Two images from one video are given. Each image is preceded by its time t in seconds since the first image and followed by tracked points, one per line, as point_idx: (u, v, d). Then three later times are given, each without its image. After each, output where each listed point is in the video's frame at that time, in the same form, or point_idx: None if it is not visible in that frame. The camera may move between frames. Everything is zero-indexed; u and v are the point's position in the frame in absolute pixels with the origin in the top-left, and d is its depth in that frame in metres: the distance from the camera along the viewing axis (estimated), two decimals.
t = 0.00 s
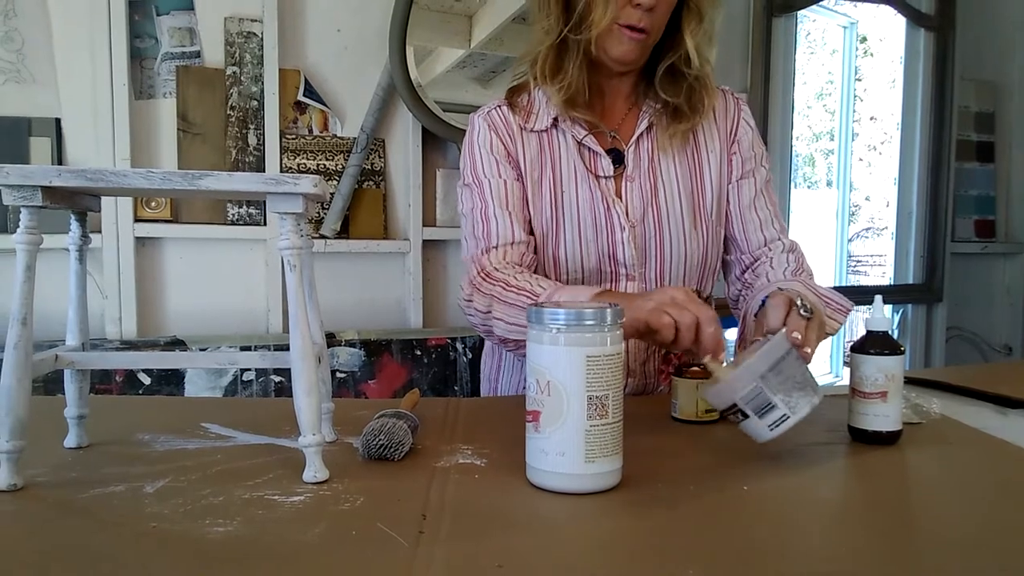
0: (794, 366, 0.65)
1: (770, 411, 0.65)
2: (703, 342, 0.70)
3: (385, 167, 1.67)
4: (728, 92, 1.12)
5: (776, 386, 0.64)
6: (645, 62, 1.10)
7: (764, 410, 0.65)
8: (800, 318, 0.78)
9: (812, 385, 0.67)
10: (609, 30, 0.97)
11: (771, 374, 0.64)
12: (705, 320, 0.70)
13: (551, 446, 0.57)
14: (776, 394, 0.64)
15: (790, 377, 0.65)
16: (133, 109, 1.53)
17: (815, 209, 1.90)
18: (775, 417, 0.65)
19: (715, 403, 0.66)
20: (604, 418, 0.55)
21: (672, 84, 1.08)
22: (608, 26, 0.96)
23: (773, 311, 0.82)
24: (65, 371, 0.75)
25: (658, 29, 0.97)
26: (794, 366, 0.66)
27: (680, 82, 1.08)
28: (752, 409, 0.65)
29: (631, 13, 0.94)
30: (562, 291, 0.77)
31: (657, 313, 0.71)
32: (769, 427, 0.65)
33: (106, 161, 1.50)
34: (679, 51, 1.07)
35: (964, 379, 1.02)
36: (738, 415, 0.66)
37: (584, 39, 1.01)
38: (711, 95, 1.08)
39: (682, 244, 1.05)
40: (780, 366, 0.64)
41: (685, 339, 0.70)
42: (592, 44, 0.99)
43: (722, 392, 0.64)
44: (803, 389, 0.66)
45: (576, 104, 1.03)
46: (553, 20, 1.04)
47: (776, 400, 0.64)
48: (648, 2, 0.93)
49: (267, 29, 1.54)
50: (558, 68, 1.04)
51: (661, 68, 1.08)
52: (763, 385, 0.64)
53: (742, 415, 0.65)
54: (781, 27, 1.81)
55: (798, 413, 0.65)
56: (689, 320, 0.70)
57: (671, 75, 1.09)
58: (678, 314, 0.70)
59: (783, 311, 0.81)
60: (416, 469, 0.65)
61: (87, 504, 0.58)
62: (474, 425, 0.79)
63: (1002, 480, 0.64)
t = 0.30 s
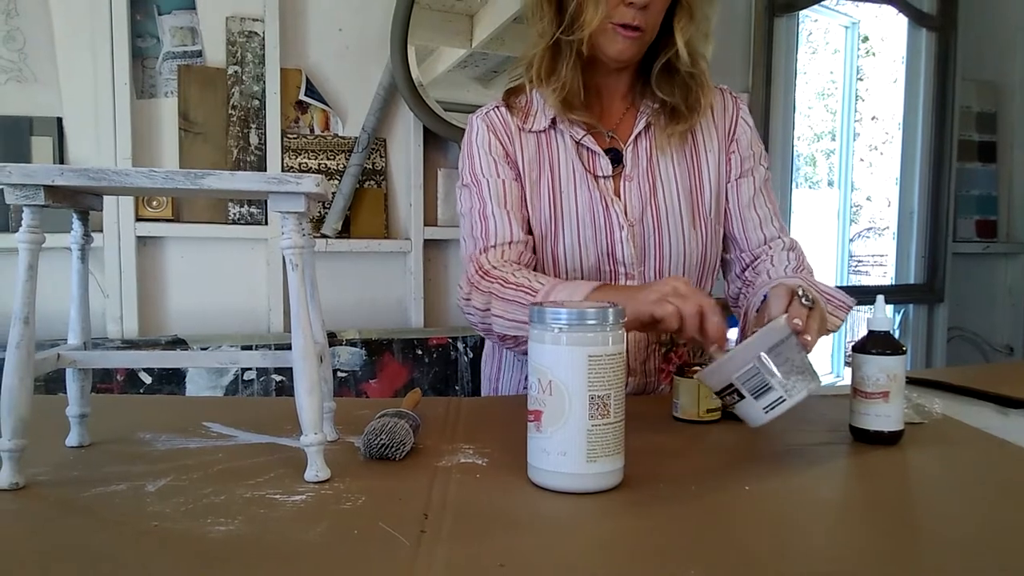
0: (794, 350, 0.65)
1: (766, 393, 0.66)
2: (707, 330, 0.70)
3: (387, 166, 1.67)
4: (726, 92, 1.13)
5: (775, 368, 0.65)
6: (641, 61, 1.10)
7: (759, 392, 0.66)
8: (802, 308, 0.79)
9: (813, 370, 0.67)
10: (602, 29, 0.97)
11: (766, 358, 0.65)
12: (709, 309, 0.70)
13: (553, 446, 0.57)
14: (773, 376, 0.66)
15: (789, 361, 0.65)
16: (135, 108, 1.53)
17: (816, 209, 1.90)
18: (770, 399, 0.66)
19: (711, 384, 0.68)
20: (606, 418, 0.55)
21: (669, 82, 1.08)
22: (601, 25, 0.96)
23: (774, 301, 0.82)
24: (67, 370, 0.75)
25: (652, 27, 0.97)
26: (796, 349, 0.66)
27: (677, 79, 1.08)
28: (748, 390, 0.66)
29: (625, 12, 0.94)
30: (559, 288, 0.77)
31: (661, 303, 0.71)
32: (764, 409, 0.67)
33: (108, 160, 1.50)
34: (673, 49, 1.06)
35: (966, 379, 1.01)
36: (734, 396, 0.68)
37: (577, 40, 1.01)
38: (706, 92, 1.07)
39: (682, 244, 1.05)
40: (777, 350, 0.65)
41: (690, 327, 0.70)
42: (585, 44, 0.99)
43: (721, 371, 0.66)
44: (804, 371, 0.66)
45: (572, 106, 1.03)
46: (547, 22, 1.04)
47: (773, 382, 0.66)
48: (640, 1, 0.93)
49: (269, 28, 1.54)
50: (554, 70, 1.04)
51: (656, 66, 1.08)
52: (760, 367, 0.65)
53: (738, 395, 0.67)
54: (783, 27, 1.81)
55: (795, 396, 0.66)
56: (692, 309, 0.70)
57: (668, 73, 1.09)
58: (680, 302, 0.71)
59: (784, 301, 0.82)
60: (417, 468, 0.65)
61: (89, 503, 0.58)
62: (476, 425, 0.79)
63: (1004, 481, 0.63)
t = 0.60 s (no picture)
0: (799, 347, 0.65)
1: (775, 388, 0.66)
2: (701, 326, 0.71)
3: (387, 166, 1.67)
4: (726, 92, 1.12)
5: (782, 363, 0.65)
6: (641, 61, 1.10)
7: (767, 388, 0.66)
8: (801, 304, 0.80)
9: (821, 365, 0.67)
10: (602, 28, 0.97)
11: (771, 354, 0.65)
12: (703, 305, 0.71)
13: (554, 446, 0.57)
14: (781, 371, 0.65)
15: (794, 357, 0.65)
16: (135, 107, 1.53)
17: (817, 208, 1.90)
18: (779, 395, 0.66)
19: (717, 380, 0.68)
20: (607, 417, 0.55)
21: (668, 81, 1.08)
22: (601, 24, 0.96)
23: (774, 296, 0.83)
24: (67, 370, 0.75)
25: (651, 26, 0.97)
26: (801, 344, 0.66)
27: (676, 78, 1.08)
28: (756, 386, 0.66)
29: (624, 11, 0.94)
30: (555, 284, 0.77)
31: (656, 299, 0.71)
32: (773, 405, 0.67)
33: (108, 160, 1.50)
34: (672, 48, 1.06)
35: (967, 379, 1.01)
36: (742, 394, 0.68)
37: (575, 39, 1.01)
38: (706, 91, 1.07)
39: (681, 243, 1.05)
40: (782, 345, 0.65)
41: (683, 322, 0.71)
42: (585, 43, 0.99)
43: (728, 367, 0.66)
44: (811, 367, 0.66)
45: (571, 105, 1.04)
46: (545, 21, 1.04)
47: (780, 378, 0.66)
48: None
49: (269, 28, 1.54)
50: (553, 69, 1.05)
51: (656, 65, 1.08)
52: (766, 362, 0.65)
53: (746, 393, 0.67)
54: (783, 26, 1.81)
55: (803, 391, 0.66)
56: (686, 304, 0.71)
57: (667, 71, 1.09)
58: (675, 297, 0.71)
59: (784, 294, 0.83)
60: (418, 468, 0.65)
61: (89, 503, 0.58)
62: (477, 424, 0.79)
63: (1006, 481, 0.63)
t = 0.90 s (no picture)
0: (800, 340, 0.67)
1: (774, 381, 0.70)
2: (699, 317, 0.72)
3: (387, 166, 1.67)
4: (724, 93, 1.13)
5: (779, 357, 0.68)
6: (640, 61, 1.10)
7: (767, 380, 0.70)
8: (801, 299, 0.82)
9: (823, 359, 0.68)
10: (602, 30, 0.97)
11: (769, 348, 0.68)
12: (701, 296, 0.72)
13: (554, 446, 0.57)
14: (778, 366, 0.68)
15: (794, 351, 0.67)
16: (136, 108, 1.53)
17: (817, 209, 1.90)
18: (778, 387, 0.70)
19: (720, 373, 0.73)
20: (607, 418, 0.55)
21: (667, 81, 1.08)
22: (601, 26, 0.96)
23: (774, 292, 0.85)
24: (68, 370, 0.74)
25: (651, 26, 0.97)
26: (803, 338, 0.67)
27: (675, 78, 1.08)
28: (755, 378, 0.71)
29: (623, 12, 0.94)
30: (555, 286, 0.77)
31: (654, 293, 0.71)
32: (772, 396, 0.71)
33: (108, 160, 1.50)
34: (672, 48, 1.06)
35: (967, 380, 1.01)
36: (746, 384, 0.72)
37: (575, 41, 1.00)
38: (705, 91, 1.07)
39: (681, 243, 1.05)
40: (780, 339, 0.67)
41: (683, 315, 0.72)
42: (585, 44, 0.99)
43: (726, 362, 0.71)
44: (811, 361, 0.67)
45: (571, 107, 1.03)
46: (545, 22, 1.04)
47: (778, 372, 0.69)
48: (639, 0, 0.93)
49: (269, 28, 1.54)
50: (553, 70, 1.04)
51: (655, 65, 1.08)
52: (763, 357, 0.68)
53: (748, 384, 0.72)
54: (783, 27, 1.81)
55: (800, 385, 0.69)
56: (684, 297, 0.72)
57: (667, 71, 1.09)
58: (673, 292, 0.72)
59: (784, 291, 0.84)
60: (418, 468, 0.65)
61: (89, 503, 0.58)
62: (477, 425, 0.79)
63: (1006, 481, 0.63)
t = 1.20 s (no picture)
0: (801, 335, 0.70)
1: (771, 374, 0.71)
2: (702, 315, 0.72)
3: (388, 167, 1.67)
4: (721, 94, 1.13)
5: (781, 350, 0.70)
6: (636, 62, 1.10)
7: (764, 373, 0.71)
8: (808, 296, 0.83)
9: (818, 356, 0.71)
10: (597, 33, 0.98)
11: (771, 340, 0.69)
12: (704, 296, 0.72)
13: (554, 447, 0.57)
14: (779, 359, 0.70)
15: (794, 344, 0.70)
16: (137, 109, 1.53)
17: (818, 210, 1.90)
18: (775, 380, 0.71)
19: (716, 364, 0.73)
20: (607, 418, 0.55)
21: (664, 82, 1.08)
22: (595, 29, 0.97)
23: (780, 289, 0.86)
24: (70, 370, 0.75)
25: (647, 28, 0.98)
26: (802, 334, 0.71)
27: (671, 78, 1.08)
28: (754, 371, 0.71)
29: (619, 14, 0.95)
30: (551, 283, 0.78)
31: (657, 291, 0.72)
32: (767, 389, 0.72)
33: (110, 162, 1.50)
34: (668, 48, 1.06)
35: (968, 381, 1.01)
36: (738, 377, 0.73)
37: (572, 45, 1.00)
38: (701, 90, 1.08)
39: (679, 243, 1.05)
40: (784, 332, 0.69)
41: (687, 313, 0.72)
42: (581, 48, 0.99)
43: (727, 354, 0.71)
44: (807, 356, 0.71)
45: (569, 111, 1.03)
46: (541, 28, 1.04)
47: (777, 364, 0.70)
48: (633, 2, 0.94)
49: (271, 30, 1.54)
50: (550, 75, 1.04)
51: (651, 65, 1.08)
52: (766, 350, 0.69)
53: (743, 376, 0.72)
54: (785, 28, 1.82)
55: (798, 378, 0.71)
56: (687, 293, 0.72)
57: (662, 70, 1.08)
58: (676, 290, 0.72)
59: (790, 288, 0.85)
60: (419, 468, 0.65)
61: (91, 503, 0.58)
62: (478, 425, 0.79)
63: (1005, 482, 0.63)
